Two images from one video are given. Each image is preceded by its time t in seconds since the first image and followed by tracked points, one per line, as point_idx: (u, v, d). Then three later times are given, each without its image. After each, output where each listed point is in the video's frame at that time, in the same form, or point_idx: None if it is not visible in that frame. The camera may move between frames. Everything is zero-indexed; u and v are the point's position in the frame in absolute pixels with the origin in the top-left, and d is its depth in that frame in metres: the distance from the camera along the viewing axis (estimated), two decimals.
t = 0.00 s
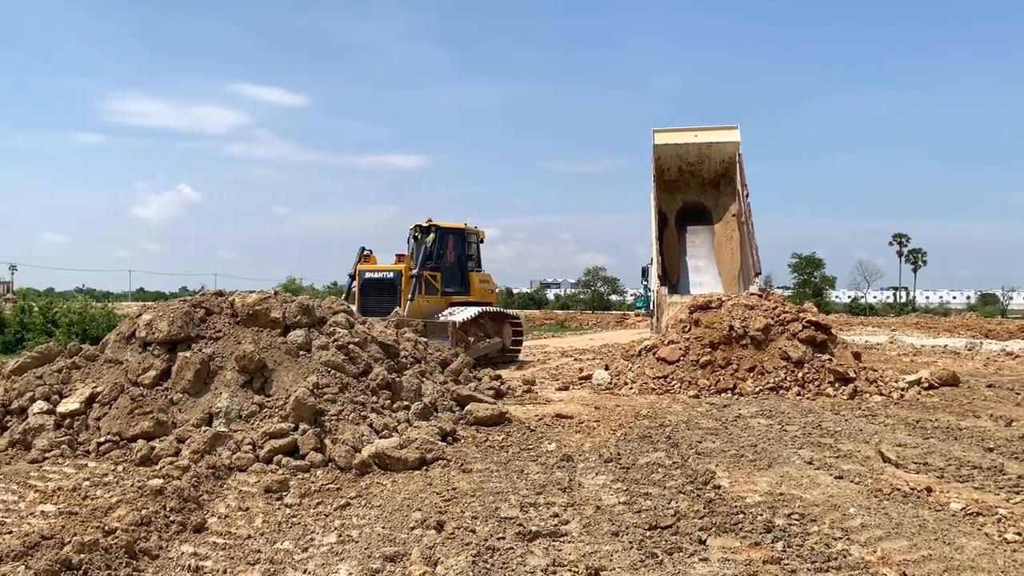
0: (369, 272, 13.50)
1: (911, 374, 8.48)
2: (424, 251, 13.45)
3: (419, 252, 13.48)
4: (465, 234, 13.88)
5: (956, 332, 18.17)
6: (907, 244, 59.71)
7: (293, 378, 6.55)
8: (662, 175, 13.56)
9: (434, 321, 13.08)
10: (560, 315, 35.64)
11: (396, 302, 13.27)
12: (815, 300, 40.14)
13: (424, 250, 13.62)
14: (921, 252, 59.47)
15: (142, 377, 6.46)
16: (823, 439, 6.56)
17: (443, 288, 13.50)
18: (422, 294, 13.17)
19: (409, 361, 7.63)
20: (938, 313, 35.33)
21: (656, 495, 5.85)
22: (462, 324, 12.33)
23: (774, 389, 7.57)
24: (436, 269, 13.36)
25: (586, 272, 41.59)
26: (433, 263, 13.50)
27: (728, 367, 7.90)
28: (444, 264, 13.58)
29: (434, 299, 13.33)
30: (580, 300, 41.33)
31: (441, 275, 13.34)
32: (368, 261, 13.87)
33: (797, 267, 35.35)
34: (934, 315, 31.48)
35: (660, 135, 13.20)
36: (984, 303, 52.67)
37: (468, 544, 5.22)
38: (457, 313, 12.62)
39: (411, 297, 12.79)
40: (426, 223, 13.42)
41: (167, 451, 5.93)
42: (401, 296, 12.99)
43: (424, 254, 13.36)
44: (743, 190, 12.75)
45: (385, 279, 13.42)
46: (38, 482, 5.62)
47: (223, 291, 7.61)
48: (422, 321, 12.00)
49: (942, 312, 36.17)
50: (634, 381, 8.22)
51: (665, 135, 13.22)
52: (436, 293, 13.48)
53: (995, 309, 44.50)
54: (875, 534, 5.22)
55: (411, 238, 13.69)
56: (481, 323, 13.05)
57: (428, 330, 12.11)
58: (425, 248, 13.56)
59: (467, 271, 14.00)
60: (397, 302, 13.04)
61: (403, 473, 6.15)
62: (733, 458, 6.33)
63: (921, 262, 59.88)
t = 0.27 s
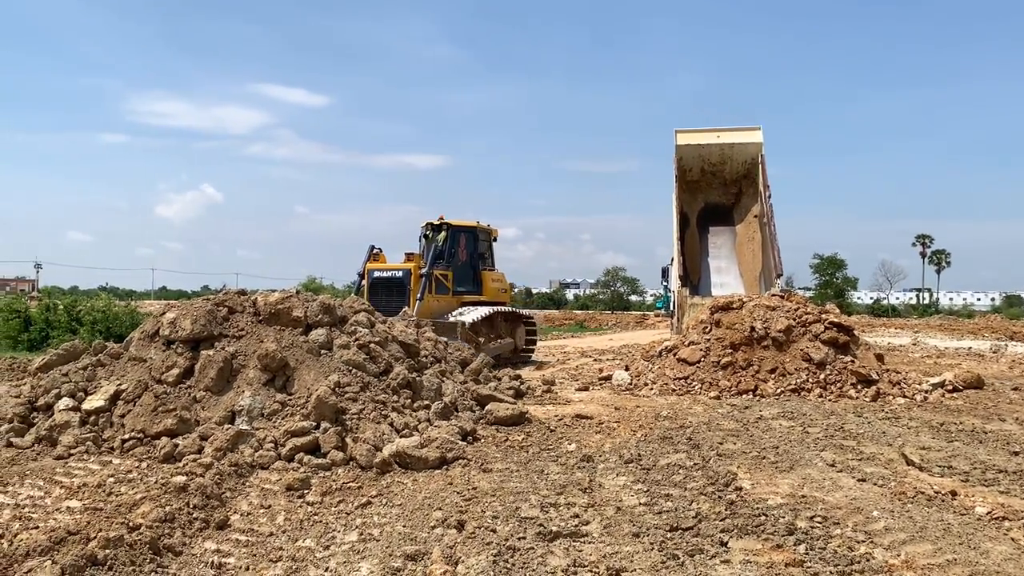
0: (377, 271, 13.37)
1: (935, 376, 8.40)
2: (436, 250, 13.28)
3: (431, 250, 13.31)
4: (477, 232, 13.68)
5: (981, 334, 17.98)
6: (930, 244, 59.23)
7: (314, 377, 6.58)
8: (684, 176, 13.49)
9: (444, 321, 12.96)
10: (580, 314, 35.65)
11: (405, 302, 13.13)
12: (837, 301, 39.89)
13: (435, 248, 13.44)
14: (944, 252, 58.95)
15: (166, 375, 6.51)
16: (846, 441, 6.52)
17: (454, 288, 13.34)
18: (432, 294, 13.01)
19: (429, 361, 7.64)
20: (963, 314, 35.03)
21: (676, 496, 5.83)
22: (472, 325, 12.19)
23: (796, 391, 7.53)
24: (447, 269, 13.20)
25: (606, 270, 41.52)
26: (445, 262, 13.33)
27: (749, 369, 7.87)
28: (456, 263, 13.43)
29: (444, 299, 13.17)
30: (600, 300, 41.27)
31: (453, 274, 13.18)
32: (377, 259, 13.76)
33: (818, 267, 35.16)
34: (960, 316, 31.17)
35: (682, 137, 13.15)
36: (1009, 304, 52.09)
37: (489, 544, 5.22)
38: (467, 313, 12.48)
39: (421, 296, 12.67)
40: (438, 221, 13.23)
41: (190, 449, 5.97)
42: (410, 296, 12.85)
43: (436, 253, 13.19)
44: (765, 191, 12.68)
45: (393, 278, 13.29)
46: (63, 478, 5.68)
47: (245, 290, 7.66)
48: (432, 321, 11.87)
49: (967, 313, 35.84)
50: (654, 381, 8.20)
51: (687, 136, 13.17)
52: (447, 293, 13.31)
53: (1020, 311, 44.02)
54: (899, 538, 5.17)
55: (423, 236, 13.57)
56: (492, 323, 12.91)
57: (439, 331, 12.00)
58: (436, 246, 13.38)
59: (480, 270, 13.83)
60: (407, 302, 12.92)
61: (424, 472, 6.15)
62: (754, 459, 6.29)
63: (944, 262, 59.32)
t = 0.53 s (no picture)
0: (382, 269, 13.27)
1: (955, 377, 8.35)
2: (443, 247, 13.16)
3: (438, 248, 13.19)
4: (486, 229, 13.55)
5: (1001, 335, 17.84)
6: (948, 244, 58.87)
7: (332, 375, 6.61)
8: (701, 175, 13.46)
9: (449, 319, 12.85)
10: (595, 313, 35.63)
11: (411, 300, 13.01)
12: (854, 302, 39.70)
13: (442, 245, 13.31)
14: (962, 253, 58.54)
15: (185, 372, 6.55)
16: (865, 442, 6.49)
17: (461, 286, 13.21)
18: (437, 292, 12.88)
19: (446, 359, 7.65)
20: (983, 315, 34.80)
21: (694, 497, 5.82)
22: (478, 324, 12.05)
23: (814, 391, 7.51)
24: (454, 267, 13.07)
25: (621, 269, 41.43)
26: (452, 259, 13.20)
27: (766, 369, 7.84)
28: (463, 261, 13.32)
29: (451, 297, 13.04)
30: (615, 299, 41.22)
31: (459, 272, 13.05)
32: (382, 257, 13.65)
33: (835, 267, 35.05)
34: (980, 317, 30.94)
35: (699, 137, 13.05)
36: None
37: (507, 543, 5.21)
38: (474, 312, 12.32)
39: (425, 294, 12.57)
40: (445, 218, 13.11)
41: (209, 446, 6.01)
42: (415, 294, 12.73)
43: (442, 250, 13.07)
44: (782, 191, 12.66)
45: (398, 276, 13.18)
46: (84, 474, 5.73)
47: (263, 288, 7.70)
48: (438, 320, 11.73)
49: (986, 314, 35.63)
50: (671, 381, 8.19)
51: (704, 135, 13.05)
52: (454, 291, 13.19)
53: None
54: (919, 540, 5.14)
55: (432, 234, 13.48)
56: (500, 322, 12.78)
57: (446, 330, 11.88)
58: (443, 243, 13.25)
59: (487, 269, 13.69)
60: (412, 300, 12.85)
61: (441, 470, 6.16)
62: (773, 460, 6.28)
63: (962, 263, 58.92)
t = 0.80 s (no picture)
0: (387, 267, 13.14)
1: (976, 376, 8.29)
2: (451, 244, 13.01)
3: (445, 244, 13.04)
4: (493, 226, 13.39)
5: None
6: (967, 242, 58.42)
7: (350, 373, 6.63)
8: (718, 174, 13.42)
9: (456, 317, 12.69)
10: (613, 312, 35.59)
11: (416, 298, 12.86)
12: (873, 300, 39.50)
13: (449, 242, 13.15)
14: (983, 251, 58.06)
15: (205, 371, 6.59)
16: (885, 442, 6.45)
17: (469, 284, 13.06)
18: (444, 290, 12.73)
19: (463, 358, 7.66)
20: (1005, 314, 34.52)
21: (713, 496, 5.80)
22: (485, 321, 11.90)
23: (832, 390, 7.48)
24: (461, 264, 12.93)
25: (638, 267, 41.33)
26: (459, 257, 13.05)
27: (785, 368, 7.81)
28: (471, 259, 13.21)
29: (458, 295, 12.90)
30: (632, 298, 41.14)
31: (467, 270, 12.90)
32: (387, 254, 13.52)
33: (853, 266, 34.91)
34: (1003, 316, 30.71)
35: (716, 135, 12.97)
36: None
37: (525, 542, 5.21)
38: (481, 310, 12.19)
39: (431, 292, 12.47)
40: (452, 214, 12.95)
41: (228, 444, 6.03)
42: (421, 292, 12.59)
43: (450, 247, 12.92)
44: (799, 191, 12.61)
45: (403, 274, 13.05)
46: (105, 471, 5.77)
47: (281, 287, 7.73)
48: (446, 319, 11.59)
49: (1007, 313, 35.37)
50: (688, 380, 8.17)
51: (722, 134, 12.97)
52: (462, 289, 13.04)
53: None
54: (942, 541, 5.10)
55: (438, 230, 13.36)
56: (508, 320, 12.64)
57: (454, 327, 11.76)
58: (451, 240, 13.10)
59: (496, 266, 13.54)
60: (418, 298, 12.73)
61: (459, 469, 6.17)
62: (792, 460, 6.25)
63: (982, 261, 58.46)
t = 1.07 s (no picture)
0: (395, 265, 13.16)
1: (1001, 375, 8.21)
2: (460, 242, 13.00)
3: (454, 242, 13.03)
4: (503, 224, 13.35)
5: None
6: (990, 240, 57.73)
7: (371, 372, 6.64)
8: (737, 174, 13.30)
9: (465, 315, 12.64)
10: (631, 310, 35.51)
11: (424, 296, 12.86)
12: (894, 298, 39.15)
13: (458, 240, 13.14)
14: (1006, 249, 57.35)
15: (227, 369, 6.62)
16: (908, 441, 6.40)
17: (478, 282, 13.03)
18: (451, 288, 12.72)
19: (483, 357, 7.66)
20: None
21: (735, 496, 5.77)
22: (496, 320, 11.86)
23: (854, 389, 7.44)
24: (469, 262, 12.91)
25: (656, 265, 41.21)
26: (468, 255, 13.03)
27: (806, 366, 7.76)
28: (480, 256, 13.17)
29: (467, 293, 12.87)
30: (651, 296, 40.99)
31: (475, 268, 12.88)
32: (395, 252, 13.55)
33: (874, 264, 34.67)
34: None
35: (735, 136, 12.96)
36: None
37: (547, 540, 5.20)
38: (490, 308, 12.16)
39: (439, 290, 12.46)
40: (461, 212, 12.94)
41: (251, 442, 6.07)
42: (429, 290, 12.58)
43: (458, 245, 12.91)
44: (819, 191, 12.49)
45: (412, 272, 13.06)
46: (129, 469, 5.82)
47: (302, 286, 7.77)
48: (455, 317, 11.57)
49: None
50: (708, 379, 8.14)
51: (740, 135, 12.95)
52: (471, 287, 13.02)
53: None
54: (967, 542, 5.06)
55: (448, 227, 13.34)
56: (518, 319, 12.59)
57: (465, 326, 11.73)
58: (460, 238, 13.09)
59: (506, 264, 13.50)
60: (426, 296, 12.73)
61: (479, 467, 6.16)
62: (814, 459, 6.21)
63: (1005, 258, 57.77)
